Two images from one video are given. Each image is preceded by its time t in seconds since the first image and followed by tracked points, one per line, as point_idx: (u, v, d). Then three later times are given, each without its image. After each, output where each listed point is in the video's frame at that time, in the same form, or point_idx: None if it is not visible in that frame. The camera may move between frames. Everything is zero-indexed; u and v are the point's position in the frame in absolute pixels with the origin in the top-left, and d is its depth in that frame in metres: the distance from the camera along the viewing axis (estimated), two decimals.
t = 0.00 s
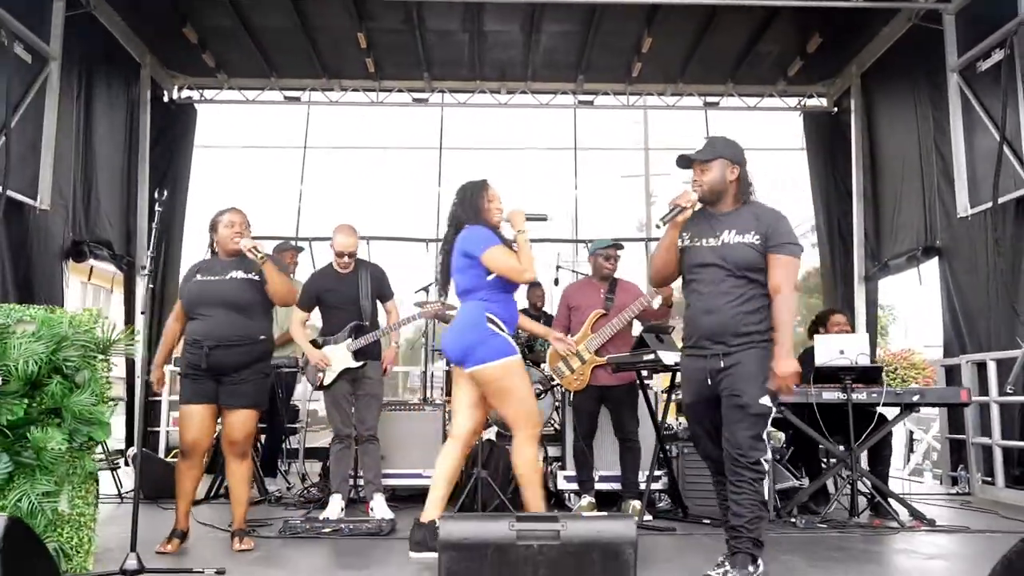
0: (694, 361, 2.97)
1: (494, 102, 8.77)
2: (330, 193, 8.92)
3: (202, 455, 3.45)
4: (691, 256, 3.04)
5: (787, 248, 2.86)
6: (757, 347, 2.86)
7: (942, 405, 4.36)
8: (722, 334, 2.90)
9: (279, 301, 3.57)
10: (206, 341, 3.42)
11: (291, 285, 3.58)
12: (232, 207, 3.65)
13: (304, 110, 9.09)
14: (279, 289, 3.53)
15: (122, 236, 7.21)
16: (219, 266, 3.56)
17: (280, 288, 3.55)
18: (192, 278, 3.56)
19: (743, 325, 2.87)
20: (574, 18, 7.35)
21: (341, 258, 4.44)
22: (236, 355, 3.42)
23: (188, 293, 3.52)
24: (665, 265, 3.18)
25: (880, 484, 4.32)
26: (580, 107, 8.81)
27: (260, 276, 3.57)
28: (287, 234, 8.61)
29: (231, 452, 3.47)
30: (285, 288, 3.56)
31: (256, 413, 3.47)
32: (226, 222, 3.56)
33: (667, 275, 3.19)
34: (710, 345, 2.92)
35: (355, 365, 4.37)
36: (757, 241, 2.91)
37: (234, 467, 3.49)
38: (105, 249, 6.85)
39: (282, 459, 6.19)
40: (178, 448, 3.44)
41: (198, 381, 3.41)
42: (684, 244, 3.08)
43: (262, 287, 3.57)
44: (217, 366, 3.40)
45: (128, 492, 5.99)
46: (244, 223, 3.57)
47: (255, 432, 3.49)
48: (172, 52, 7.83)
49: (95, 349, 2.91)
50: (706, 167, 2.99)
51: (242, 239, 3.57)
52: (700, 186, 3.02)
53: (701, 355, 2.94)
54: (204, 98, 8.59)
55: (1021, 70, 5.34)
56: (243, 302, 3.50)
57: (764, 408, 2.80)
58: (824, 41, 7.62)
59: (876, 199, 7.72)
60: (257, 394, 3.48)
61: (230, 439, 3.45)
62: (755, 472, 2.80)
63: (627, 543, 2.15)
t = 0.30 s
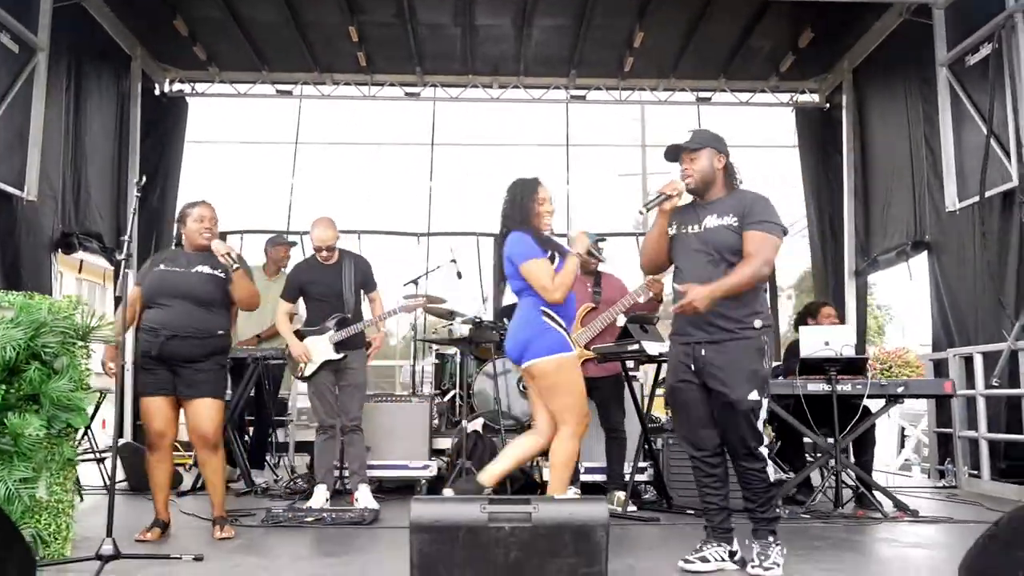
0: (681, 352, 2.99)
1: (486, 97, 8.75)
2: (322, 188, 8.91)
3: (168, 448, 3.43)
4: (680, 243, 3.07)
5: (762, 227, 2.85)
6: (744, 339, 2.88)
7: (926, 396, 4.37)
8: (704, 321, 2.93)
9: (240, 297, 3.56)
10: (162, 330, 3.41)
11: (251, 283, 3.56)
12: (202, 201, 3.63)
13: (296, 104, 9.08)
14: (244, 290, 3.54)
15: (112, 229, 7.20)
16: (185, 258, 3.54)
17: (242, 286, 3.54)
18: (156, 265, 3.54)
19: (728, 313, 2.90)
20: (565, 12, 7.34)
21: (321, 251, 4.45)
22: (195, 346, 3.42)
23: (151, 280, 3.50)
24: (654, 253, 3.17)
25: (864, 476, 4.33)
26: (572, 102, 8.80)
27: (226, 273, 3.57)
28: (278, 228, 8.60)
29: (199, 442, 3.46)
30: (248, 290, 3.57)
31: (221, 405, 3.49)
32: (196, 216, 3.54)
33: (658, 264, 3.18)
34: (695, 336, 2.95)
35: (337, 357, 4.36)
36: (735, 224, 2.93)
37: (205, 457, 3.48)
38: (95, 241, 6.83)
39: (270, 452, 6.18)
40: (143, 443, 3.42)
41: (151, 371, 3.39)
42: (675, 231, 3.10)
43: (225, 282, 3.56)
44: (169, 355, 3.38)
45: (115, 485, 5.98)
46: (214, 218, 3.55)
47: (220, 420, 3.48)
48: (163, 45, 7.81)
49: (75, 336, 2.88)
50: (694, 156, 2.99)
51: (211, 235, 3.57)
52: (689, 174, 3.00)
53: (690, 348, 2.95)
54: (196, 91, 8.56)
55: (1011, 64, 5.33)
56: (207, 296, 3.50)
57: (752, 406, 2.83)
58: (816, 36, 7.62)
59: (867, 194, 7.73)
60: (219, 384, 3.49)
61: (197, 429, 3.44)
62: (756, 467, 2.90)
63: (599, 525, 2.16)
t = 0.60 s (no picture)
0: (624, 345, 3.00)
1: (444, 91, 8.72)
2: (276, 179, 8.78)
3: (110, 436, 3.36)
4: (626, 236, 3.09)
5: (696, 209, 2.89)
6: (687, 332, 2.90)
7: (870, 389, 4.46)
8: (649, 313, 2.96)
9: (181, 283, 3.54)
10: (108, 316, 3.33)
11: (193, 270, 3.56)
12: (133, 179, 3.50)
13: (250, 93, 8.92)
14: (188, 276, 3.53)
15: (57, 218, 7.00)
16: (122, 239, 3.43)
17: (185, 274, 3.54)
18: (87, 245, 3.38)
19: (671, 305, 2.93)
20: (523, 8, 7.34)
21: (273, 241, 4.39)
22: (139, 331, 3.36)
23: (86, 263, 3.35)
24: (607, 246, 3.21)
25: (810, 467, 4.41)
26: (530, 97, 8.81)
27: (166, 255, 3.50)
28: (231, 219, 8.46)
29: (141, 425, 3.38)
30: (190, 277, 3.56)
31: (162, 383, 3.41)
32: (128, 196, 3.42)
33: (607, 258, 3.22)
34: (639, 329, 2.97)
35: (281, 350, 4.27)
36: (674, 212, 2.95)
37: (148, 443, 3.40)
38: (38, 229, 6.64)
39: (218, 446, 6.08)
40: (84, 433, 3.35)
41: (93, 359, 3.31)
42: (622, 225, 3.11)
43: (166, 264, 3.50)
44: (119, 341, 3.32)
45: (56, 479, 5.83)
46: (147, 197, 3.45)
47: (162, 404, 3.42)
48: (112, 31, 7.62)
49: (11, 323, 2.76)
50: (630, 155, 2.98)
51: (145, 214, 3.46)
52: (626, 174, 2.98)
53: (634, 342, 2.96)
54: (146, 79, 8.35)
55: (955, 68, 5.47)
56: (149, 277, 3.44)
57: (696, 396, 2.86)
58: (770, 37, 7.73)
59: (817, 193, 7.88)
60: (160, 366, 3.44)
61: (140, 413, 3.37)
62: (706, 454, 2.90)
63: (544, 512, 2.17)
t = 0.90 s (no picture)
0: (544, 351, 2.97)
1: (396, 84, 8.63)
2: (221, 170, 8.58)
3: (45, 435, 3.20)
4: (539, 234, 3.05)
5: (580, 201, 2.88)
6: (601, 331, 2.89)
7: (816, 386, 4.54)
8: (563, 316, 2.94)
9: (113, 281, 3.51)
10: (62, 308, 3.21)
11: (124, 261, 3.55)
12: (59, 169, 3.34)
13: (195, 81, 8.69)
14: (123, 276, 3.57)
15: None
16: (67, 233, 3.29)
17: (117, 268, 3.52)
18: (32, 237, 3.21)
19: (585, 307, 2.91)
20: (477, 2, 7.30)
21: (222, 231, 4.26)
22: (91, 325, 3.27)
23: (34, 255, 3.20)
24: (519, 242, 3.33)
25: (757, 463, 4.47)
26: (482, 93, 8.79)
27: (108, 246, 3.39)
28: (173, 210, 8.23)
29: (78, 422, 3.21)
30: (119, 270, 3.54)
31: (99, 376, 3.26)
32: (56, 186, 3.25)
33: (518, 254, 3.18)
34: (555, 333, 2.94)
35: (229, 343, 4.16)
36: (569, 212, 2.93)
37: (85, 440, 3.23)
38: None
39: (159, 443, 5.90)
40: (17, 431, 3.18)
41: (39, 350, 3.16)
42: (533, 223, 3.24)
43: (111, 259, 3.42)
44: (74, 333, 3.21)
45: None
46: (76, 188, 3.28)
47: (100, 400, 3.26)
48: (49, 12, 7.34)
49: None
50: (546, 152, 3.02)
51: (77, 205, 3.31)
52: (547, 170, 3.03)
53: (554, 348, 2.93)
54: (86, 63, 8.07)
55: (898, 72, 5.62)
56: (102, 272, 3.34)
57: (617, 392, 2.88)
58: (721, 39, 7.84)
59: (764, 195, 8.03)
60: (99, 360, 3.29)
61: (77, 409, 3.21)
62: (642, 445, 2.92)
63: (502, 505, 2.14)
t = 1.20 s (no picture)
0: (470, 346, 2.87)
1: (374, 79, 8.58)
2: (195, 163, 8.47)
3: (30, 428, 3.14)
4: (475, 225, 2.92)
5: (520, 187, 2.72)
6: (514, 318, 2.73)
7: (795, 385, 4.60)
8: (485, 307, 2.82)
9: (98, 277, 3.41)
10: (58, 298, 3.15)
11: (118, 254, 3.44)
12: (41, 152, 3.26)
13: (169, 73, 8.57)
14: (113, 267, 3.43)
15: None
16: (60, 218, 3.24)
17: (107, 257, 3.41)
18: (24, 223, 3.13)
19: (501, 296, 2.77)
20: None
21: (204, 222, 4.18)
22: (84, 315, 3.22)
23: (27, 243, 3.11)
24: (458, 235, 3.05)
25: (737, 460, 4.52)
26: (461, 90, 8.81)
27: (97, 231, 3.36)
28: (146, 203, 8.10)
29: (63, 414, 3.15)
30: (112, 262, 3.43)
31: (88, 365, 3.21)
32: (41, 168, 3.18)
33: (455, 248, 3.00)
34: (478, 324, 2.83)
35: (210, 339, 4.09)
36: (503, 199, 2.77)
37: (71, 434, 3.17)
38: None
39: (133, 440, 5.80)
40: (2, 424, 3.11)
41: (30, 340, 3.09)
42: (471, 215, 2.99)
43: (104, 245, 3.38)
44: (69, 324, 3.16)
45: None
46: (61, 169, 3.22)
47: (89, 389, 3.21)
48: None
49: None
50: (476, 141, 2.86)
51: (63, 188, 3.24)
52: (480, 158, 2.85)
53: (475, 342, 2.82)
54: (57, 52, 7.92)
55: (875, 76, 5.72)
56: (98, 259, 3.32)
57: (512, 378, 2.68)
58: (699, 42, 7.92)
59: (739, 196, 8.12)
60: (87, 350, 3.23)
61: (65, 401, 3.15)
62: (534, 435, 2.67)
63: (504, 500, 2.13)
